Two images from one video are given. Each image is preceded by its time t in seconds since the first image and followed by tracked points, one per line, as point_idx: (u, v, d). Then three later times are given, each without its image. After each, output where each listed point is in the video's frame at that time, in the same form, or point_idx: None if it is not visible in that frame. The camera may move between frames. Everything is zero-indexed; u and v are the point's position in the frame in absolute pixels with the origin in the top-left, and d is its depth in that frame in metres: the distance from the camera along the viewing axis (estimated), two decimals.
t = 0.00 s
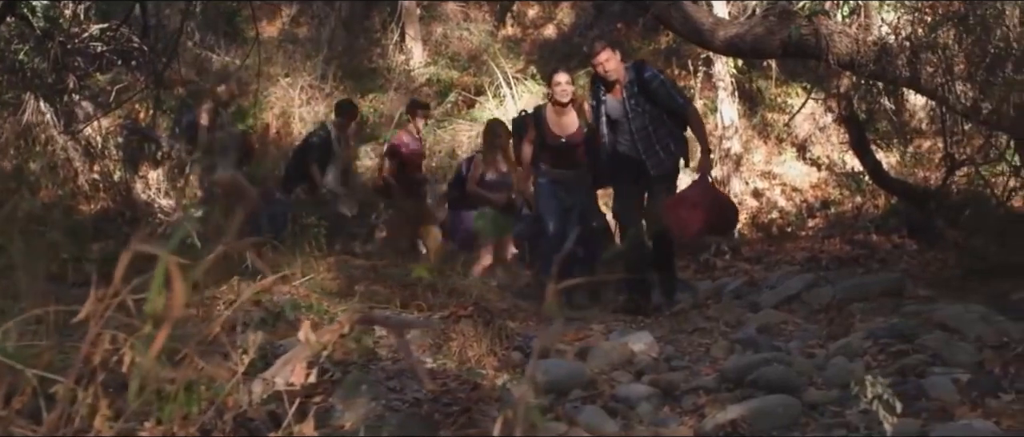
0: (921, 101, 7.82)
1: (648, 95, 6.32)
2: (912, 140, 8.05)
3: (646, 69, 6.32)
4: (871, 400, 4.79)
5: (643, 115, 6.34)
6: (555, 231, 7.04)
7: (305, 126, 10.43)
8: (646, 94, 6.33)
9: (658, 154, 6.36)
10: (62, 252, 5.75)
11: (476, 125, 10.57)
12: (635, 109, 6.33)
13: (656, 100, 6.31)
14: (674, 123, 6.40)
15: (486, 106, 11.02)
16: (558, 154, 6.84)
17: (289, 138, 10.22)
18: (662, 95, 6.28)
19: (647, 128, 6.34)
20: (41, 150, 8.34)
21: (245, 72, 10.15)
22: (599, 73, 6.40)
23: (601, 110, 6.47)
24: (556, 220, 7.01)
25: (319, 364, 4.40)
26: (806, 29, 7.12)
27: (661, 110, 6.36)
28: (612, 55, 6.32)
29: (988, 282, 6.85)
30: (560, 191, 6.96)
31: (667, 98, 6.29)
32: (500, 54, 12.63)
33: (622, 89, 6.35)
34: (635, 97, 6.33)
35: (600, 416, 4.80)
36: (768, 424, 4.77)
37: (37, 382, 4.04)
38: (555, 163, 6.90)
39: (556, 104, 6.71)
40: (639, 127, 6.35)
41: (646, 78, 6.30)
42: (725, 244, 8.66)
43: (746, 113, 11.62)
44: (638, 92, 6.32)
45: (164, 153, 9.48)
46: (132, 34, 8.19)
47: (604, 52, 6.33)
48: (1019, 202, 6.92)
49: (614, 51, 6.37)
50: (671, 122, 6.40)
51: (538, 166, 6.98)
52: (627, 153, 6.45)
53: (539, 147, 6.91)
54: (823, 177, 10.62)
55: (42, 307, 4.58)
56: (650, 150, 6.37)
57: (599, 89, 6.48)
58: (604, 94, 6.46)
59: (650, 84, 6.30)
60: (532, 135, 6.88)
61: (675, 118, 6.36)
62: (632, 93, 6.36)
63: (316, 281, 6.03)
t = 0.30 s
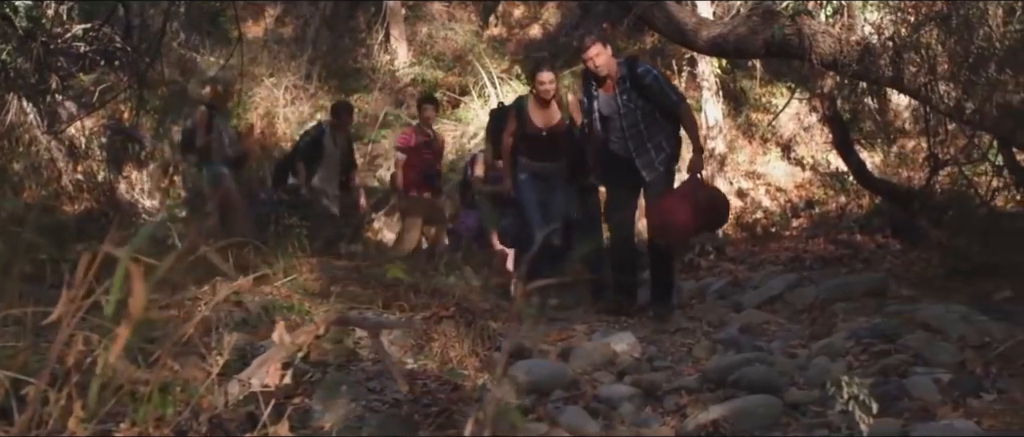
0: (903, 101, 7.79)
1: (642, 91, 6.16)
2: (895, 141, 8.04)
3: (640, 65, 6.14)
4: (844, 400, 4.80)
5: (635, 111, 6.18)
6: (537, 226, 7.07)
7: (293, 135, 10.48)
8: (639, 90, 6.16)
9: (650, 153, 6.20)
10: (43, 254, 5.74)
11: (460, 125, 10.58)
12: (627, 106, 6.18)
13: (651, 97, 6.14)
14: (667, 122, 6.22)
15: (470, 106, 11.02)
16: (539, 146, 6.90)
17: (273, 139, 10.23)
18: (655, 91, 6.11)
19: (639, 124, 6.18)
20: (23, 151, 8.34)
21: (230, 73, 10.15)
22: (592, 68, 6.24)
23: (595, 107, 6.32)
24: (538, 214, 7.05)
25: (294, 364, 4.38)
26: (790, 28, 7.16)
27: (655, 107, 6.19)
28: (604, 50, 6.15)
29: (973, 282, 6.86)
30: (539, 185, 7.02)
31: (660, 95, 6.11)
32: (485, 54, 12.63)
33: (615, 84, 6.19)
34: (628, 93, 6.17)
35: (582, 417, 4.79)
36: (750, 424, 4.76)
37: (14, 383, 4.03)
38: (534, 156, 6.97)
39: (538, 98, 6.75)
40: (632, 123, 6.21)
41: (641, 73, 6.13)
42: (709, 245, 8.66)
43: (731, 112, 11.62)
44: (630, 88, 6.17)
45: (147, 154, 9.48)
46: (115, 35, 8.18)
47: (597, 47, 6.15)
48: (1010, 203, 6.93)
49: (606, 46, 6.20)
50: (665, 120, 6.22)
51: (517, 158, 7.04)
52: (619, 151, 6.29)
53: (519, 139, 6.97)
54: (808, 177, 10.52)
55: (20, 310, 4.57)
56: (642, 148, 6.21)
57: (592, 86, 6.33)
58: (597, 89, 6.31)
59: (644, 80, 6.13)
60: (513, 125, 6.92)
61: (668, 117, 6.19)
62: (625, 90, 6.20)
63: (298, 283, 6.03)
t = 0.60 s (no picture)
0: (884, 101, 7.73)
1: (640, 81, 6.25)
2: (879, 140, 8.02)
3: (640, 54, 6.23)
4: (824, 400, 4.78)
5: (633, 100, 6.28)
6: (515, 221, 7.03)
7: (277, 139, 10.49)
8: (637, 79, 6.26)
9: (647, 145, 6.28)
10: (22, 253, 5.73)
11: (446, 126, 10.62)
12: (625, 95, 6.27)
13: (648, 87, 6.25)
14: (664, 115, 6.33)
15: (452, 106, 11.02)
16: (523, 138, 6.89)
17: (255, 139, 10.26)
18: (654, 82, 6.21)
19: (637, 115, 6.29)
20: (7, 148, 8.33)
21: (212, 72, 10.13)
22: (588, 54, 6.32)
23: (591, 97, 6.42)
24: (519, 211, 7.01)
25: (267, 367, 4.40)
26: (770, 28, 7.22)
27: (652, 99, 6.29)
28: (602, 36, 6.25)
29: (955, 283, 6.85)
30: (520, 181, 6.97)
31: (659, 86, 6.22)
32: (469, 54, 12.61)
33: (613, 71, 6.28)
34: (627, 83, 6.26)
35: (563, 418, 4.78)
36: (731, 424, 4.75)
37: None
38: (517, 150, 6.93)
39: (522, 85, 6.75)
40: (629, 112, 6.30)
41: (640, 61, 6.23)
42: (692, 244, 8.66)
43: (714, 111, 11.60)
44: (630, 78, 6.26)
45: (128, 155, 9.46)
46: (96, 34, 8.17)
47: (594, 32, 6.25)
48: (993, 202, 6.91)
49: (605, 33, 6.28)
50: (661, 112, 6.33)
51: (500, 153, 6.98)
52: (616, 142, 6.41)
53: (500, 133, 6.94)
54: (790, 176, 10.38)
55: None
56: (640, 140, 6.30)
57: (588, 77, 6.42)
58: (593, 79, 6.40)
59: (643, 70, 6.22)
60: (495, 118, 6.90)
61: (665, 110, 6.30)
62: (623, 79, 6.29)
63: (279, 284, 6.01)
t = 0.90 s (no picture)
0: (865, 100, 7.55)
1: (625, 73, 6.26)
2: (857, 139, 7.97)
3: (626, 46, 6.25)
4: (799, 401, 4.78)
5: (617, 92, 6.27)
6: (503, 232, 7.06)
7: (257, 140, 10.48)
8: (622, 71, 6.26)
9: (630, 137, 6.25)
10: None
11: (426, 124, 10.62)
12: (609, 85, 6.25)
13: (632, 80, 6.26)
14: (644, 111, 6.34)
15: (432, 106, 11.02)
16: (507, 139, 6.89)
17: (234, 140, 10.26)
18: (638, 73, 6.23)
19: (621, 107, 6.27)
20: None
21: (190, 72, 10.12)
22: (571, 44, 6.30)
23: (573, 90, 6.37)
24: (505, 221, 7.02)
25: (239, 367, 4.50)
26: (749, 28, 7.41)
27: (633, 94, 6.31)
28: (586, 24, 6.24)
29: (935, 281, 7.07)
30: (501, 192, 7.06)
31: (643, 81, 6.25)
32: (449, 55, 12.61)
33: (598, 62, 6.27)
34: (612, 73, 6.25)
35: (540, 418, 4.77)
36: (707, 423, 4.74)
37: None
38: (500, 159, 6.98)
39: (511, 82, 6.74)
40: (611, 105, 6.28)
41: (625, 54, 6.24)
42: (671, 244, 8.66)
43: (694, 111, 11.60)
44: (615, 68, 6.25)
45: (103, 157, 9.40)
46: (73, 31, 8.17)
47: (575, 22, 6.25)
48: (970, 202, 6.94)
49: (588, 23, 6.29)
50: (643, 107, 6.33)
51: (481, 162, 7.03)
52: (597, 140, 6.31)
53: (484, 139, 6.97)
54: (770, 176, 10.28)
55: None
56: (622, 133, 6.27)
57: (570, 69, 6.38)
58: (577, 68, 6.34)
59: (629, 62, 6.23)
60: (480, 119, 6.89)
61: (647, 106, 6.32)
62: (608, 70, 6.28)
63: (256, 283, 6.00)
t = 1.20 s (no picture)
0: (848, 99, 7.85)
1: (610, 69, 6.08)
2: (840, 140, 8.02)
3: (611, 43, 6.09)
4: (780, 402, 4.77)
5: (598, 89, 6.10)
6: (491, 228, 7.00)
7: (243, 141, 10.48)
8: (607, 67, 6.08)
9: (609, 138, 6.13)
10: None
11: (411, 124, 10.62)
12: (593, 81, 6.08)
13: (616, 77, 6.09)
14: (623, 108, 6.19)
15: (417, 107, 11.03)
16: (494, 133, 6.74)
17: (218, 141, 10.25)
18: (623, 70, 6.06)
19: (602, 104, 6.12)
20: None
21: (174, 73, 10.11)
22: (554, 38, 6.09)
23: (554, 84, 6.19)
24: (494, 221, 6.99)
25: (217, 370, 4.46)
26: (732, 28, 7.29)
27: (615, 92, 6.15)
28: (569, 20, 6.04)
29: (919, 280, 6.98)
30: (492, 183, 6.91)
31: (627, 79, 6.09)
32: (435, 54, 12.61)
33: (582, 56, 6.08)
34: (596, 69, 6.07)
35: (522, 418, 4.77)
36: (689, 424, 4.74)
37: None
38: (492, 150, 6.83)
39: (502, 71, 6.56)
40: (593, 100, 6.11)
41: (610, 49, 6.08)
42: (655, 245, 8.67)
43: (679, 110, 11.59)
44: (599, 64, 6.07)
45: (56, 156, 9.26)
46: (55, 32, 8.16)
47: (559, 16, 6.05)
48: (955, 202, 6.89)
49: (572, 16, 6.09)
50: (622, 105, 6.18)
51: (470, 155, 6.88)
52: (574, 137, 6.17)
53: (472, 131, 6.81)
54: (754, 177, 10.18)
55: None
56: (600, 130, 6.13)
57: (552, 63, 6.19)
58: (559, 62, 6.15)
59: (614, 59, 6.06)
60: (470, 111, 6.71)
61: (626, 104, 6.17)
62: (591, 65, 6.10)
63: (239, 284, 6.00)
